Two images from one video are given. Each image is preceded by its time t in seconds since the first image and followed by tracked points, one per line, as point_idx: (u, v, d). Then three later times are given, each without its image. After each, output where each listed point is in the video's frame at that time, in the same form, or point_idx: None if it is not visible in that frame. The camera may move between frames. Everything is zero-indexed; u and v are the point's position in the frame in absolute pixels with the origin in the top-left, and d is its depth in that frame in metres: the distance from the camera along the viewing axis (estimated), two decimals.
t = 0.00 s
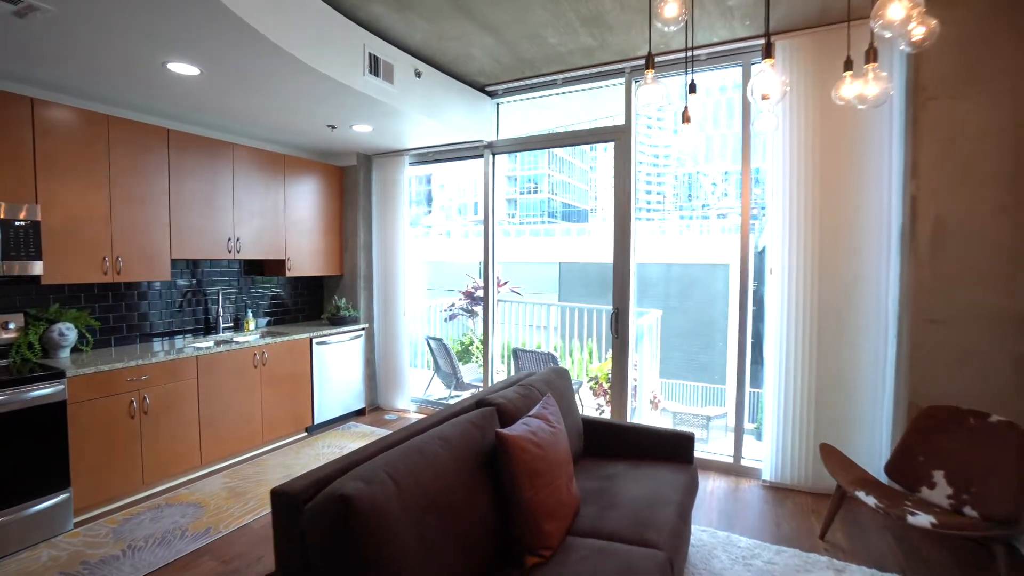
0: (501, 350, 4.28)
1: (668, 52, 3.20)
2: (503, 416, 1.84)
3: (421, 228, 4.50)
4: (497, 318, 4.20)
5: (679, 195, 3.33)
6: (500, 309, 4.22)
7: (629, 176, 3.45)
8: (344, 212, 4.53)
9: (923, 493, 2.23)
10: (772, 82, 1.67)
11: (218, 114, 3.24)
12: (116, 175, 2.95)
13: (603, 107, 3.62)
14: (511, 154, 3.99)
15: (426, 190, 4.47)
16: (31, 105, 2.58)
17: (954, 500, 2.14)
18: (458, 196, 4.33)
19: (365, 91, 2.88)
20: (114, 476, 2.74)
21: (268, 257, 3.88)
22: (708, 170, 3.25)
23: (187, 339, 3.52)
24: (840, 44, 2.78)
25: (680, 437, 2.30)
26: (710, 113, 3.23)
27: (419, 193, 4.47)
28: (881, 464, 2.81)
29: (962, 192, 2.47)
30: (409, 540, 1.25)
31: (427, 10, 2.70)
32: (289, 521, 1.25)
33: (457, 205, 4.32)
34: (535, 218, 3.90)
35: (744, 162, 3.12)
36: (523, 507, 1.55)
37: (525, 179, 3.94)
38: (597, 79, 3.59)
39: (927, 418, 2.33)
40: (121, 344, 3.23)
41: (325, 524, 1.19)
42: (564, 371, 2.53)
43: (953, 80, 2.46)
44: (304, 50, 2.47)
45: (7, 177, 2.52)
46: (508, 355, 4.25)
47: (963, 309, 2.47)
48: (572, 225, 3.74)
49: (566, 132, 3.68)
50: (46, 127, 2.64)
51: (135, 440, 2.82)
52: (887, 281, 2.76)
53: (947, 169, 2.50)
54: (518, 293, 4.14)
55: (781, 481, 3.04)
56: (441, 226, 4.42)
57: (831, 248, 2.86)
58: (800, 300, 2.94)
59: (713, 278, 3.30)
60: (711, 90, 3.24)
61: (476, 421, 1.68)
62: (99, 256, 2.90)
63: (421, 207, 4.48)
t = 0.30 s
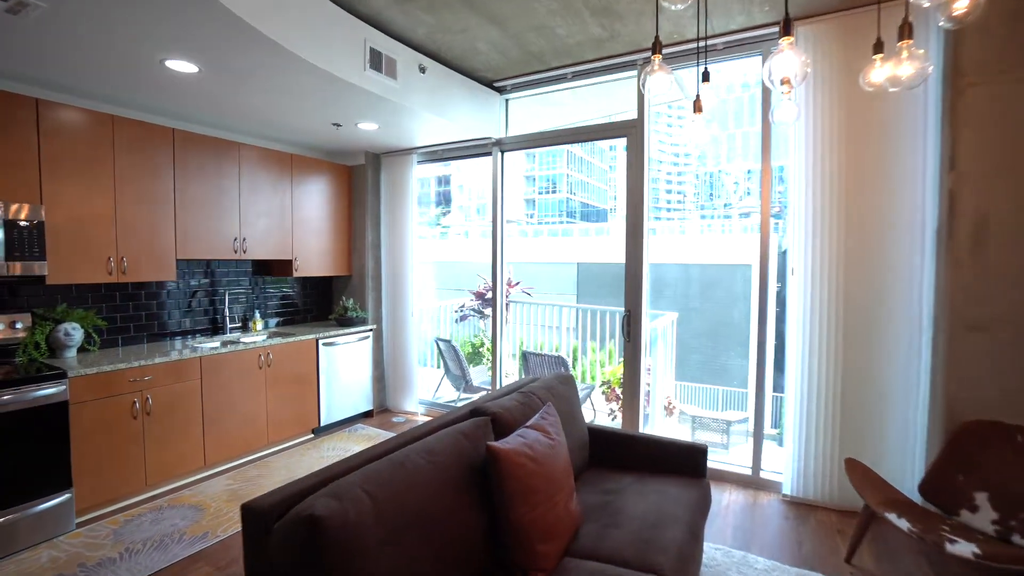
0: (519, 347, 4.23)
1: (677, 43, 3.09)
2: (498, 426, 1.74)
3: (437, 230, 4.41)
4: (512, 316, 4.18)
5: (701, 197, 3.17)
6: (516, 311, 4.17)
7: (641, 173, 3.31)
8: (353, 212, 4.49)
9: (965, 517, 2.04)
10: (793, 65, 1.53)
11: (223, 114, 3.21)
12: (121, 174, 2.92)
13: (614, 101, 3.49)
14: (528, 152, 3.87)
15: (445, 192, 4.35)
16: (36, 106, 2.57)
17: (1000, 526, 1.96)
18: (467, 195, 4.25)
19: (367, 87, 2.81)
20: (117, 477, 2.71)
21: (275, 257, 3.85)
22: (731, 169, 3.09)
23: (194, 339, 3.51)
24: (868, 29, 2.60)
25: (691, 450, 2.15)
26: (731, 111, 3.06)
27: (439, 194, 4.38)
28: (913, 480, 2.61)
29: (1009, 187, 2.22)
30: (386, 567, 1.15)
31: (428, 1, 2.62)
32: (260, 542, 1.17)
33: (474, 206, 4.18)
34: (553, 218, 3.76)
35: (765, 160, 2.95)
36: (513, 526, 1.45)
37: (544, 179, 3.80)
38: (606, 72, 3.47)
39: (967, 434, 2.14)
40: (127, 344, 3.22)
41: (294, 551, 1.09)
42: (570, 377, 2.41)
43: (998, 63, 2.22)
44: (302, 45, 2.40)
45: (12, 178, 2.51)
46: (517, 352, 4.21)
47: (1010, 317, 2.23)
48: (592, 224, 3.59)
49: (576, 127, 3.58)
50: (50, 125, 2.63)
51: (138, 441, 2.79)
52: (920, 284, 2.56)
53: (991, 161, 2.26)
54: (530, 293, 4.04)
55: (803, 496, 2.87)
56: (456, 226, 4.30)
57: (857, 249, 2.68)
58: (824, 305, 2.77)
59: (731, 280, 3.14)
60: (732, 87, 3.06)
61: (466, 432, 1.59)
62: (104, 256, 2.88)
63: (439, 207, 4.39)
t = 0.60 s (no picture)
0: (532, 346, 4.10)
1: (685, 35, 3.00)
2: (493, 436, 1.65)
3: (458, 233, 4.32)
4: (529, 317, 4.06)
5: (727, 196, 3.01)
6: (529, 312, 4.05)
7: (656, 170, 3.18)
8: (365, 212, 4.47)
9: (1012, 546, 1.87)
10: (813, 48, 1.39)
11: (232, 115, 3.21)
12: (131, 175, 2.94)
13: (628, 96, 3.36)
14: (551, 151, 3.71)
15: (468, 193, 4.23)
16: (47, 109, 2.60)
17: None
18: (479, 194, 4.18)
19: (371, 84, 2.75)
20: (124, 477, 2.72)
21: (286, 258, 3.85)
22: (758, 167, 2.91)
23: (206, 339, 3.51)
24: (901, 9, 2.40)
25: (704, 463, 2.02)
26: (756, 108, 2.89)
27: (461, 195, 4.28)
28: (952, 500, 2.40)
29: None
30: None
31: None
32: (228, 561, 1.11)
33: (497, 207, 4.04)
34: (575, 218, 3.61)
35: (787, 157, 2.79)
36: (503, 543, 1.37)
37: (567, 179, 3.64)
38: (619, 65, 3.35)
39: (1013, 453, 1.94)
40: (139, 344, 3.24)
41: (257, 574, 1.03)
42: (578, 383, 2.31)
43: None
44: (302, 41, 2.35)
45: (24, 180, 2.55)
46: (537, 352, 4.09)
47: None
48: (616, 225, 3.43)
49: (589, 123, 3.47)
50: (62, 128, 2.66)
51: (145, 441, 2.80)
52: (960, 286, 2.35)
53: None
54: (545, 295, 3.91)
55: (828, 513, 2.69)
56: (477, 225, 4.20)
57: (888, 250, 2.50)
58: (851, 309, 2.59)
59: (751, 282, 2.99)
60: (757, 83, 2.88)
61: (455, 443, 1.51)
62: (115, 257, 2.91)
63: (460, 207, 4.29)
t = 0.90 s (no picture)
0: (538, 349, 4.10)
1: (695, 27, 2.89)
2: (486, 447, 1.57)
3: (479, 232, 4.24)
4: (543, 318, 4.09)
5: (752, 195, 2.86)
6: (545, 313, 4.10)
7: (671, 167, 3.04)
8: (377, 212, 4.44)
9: None
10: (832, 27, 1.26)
11: (241, 115, 3.20)
12: (141, 177, 2.96)
13: (642, 90, 3.24)
14: (569, 148, 3.59)
15: (489, 193, 4.12)
16: (58, 111, 2.63)
17: None
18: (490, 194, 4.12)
19: (375, 81, 2.69)
20: (131, 476, 2.73)
21: (297, 258, 3.85)
22: (786, 166, 2.75)
23: (217, 339, 3.53)
24: None
25: (717, 477, 1.90)
26: (785, 105, 2.73)
27: (484, 195, 4.17)
28: (992, 521, 2.21)
29: None
30: None
31: None
32: None
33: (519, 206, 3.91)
34: (597, 218, 3.49)
35: (811, 156, 2.63)
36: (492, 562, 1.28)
37: (589, 178, 3.50)
38: (633, 58, 3.23)
39: None
40: (151, 344, 3.27)
41: None
42: (585, 391, 2.21)
43: None
44: (303, 37, 2.30)
45: (35, 181, 2.57)
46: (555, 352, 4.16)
47: None
48: (636, 224, 3.27)
49: (602, 118, 3.36)
50: (73, 130, 2.69)
51: (153, 441, 2.81)
52: (1001, 287, 2.16)
53: None
54: (558, 296, 3.90)
55: (853, 531, 2.53)
56: (497, 224, 4.08)
57: (922, 251, 2.32)
58: (880, 312, 2.42)
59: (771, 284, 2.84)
60: (787, 78, 2.72)
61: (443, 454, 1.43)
62: (125, 257, 2.92)
63: (481, 207, 4.20)
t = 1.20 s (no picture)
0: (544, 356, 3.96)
1: (709, 16, 2.73)
2: (479, 460, 1.48)
3: (503, 232, 4.06)
4: (562, 320, 3.91)
5: (788, 192, 2.65)
6: (563, 314, 3.89)
7: (691, 163, 2.89)
8: (392, 212, 4.42)
9: None
10: None
11: (255, 116, 3.21)
12: (158, 177, 3.00)
13: (661, 83, 3.09)
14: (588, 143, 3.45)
15: (515, 193, 3.93)
16: (77, 116, 2.68)
17: None
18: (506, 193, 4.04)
19: (382, 78, 2.64)
20: (145, 473, 2.76)
21: (313, 258, 3.85)
22: (824, 162, 2.53)
23: (234, 339, 3.55)
24: None
25: (733, 497, 1.75)
26: (824, 98, 2.51)
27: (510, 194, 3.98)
28: None
29: None
30: None
31: None
32: None
33: (548, 205, 3.75)
34: (625, 217, 3.29)
35: (845, 152, 2.44)
36: None
37: (617, 177, 3.30)
38: (650, 50, 3.09)
39: None
40: (169, 343, 3.31)
41: None
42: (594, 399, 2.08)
43: None
44: (308, 35, 2.27)
45: (56, 183, 2.63)
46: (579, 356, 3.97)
47: None
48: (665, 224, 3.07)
49: (619, 113, 3.23)
50: (91, 133, 2.73)
51: (167, 439, 2.83)
52: None
53: None
54: (579, 298, 3.74)
55: (889, 556, 2.32)
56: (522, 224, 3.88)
57: (969, 252, 2.11)
58: (920, 318, 2.22)
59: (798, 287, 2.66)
60: (824, 71, 2.50)
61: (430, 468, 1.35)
62: (141, 258, 2.96)
63: (505, 206, 4.02)
